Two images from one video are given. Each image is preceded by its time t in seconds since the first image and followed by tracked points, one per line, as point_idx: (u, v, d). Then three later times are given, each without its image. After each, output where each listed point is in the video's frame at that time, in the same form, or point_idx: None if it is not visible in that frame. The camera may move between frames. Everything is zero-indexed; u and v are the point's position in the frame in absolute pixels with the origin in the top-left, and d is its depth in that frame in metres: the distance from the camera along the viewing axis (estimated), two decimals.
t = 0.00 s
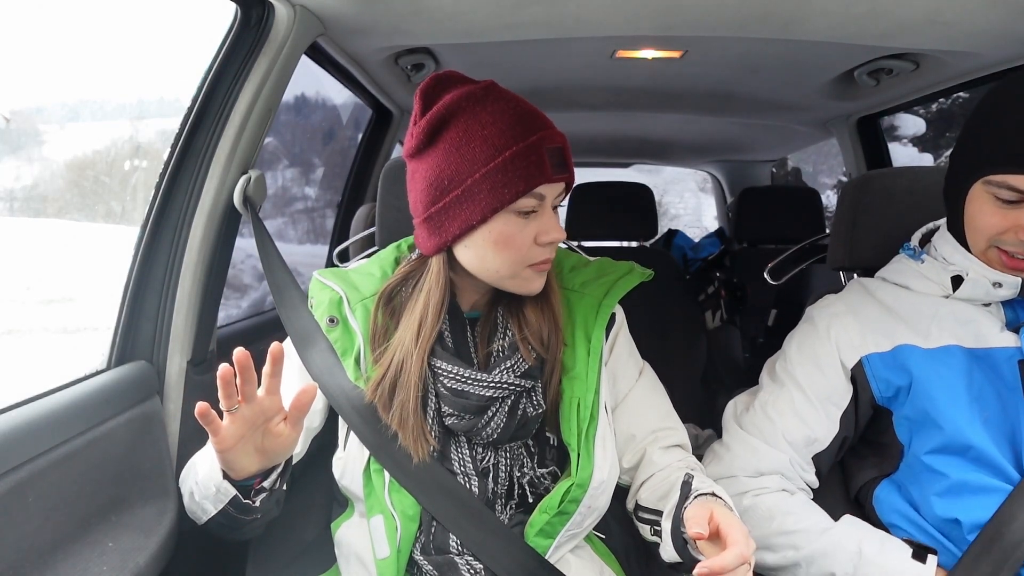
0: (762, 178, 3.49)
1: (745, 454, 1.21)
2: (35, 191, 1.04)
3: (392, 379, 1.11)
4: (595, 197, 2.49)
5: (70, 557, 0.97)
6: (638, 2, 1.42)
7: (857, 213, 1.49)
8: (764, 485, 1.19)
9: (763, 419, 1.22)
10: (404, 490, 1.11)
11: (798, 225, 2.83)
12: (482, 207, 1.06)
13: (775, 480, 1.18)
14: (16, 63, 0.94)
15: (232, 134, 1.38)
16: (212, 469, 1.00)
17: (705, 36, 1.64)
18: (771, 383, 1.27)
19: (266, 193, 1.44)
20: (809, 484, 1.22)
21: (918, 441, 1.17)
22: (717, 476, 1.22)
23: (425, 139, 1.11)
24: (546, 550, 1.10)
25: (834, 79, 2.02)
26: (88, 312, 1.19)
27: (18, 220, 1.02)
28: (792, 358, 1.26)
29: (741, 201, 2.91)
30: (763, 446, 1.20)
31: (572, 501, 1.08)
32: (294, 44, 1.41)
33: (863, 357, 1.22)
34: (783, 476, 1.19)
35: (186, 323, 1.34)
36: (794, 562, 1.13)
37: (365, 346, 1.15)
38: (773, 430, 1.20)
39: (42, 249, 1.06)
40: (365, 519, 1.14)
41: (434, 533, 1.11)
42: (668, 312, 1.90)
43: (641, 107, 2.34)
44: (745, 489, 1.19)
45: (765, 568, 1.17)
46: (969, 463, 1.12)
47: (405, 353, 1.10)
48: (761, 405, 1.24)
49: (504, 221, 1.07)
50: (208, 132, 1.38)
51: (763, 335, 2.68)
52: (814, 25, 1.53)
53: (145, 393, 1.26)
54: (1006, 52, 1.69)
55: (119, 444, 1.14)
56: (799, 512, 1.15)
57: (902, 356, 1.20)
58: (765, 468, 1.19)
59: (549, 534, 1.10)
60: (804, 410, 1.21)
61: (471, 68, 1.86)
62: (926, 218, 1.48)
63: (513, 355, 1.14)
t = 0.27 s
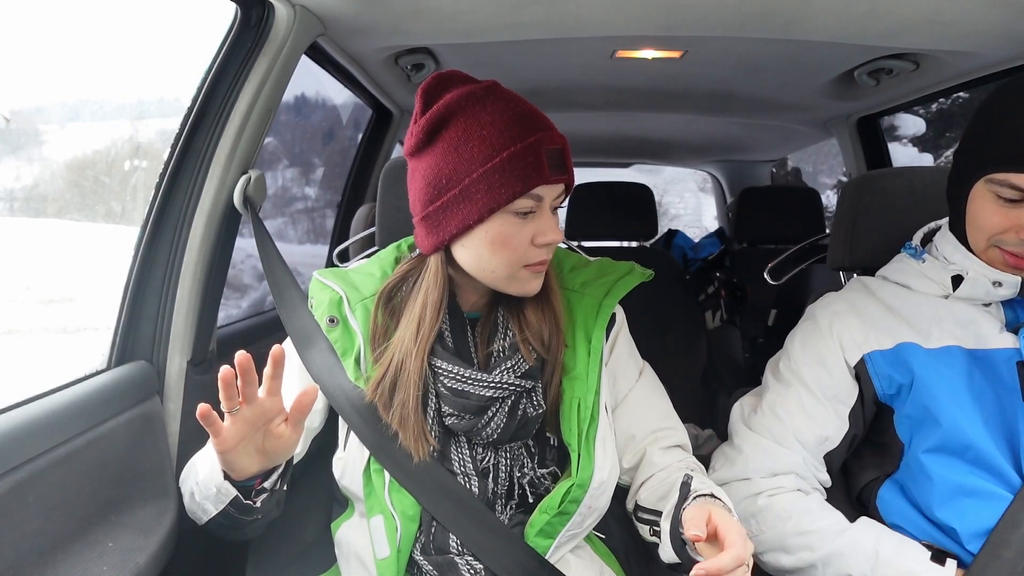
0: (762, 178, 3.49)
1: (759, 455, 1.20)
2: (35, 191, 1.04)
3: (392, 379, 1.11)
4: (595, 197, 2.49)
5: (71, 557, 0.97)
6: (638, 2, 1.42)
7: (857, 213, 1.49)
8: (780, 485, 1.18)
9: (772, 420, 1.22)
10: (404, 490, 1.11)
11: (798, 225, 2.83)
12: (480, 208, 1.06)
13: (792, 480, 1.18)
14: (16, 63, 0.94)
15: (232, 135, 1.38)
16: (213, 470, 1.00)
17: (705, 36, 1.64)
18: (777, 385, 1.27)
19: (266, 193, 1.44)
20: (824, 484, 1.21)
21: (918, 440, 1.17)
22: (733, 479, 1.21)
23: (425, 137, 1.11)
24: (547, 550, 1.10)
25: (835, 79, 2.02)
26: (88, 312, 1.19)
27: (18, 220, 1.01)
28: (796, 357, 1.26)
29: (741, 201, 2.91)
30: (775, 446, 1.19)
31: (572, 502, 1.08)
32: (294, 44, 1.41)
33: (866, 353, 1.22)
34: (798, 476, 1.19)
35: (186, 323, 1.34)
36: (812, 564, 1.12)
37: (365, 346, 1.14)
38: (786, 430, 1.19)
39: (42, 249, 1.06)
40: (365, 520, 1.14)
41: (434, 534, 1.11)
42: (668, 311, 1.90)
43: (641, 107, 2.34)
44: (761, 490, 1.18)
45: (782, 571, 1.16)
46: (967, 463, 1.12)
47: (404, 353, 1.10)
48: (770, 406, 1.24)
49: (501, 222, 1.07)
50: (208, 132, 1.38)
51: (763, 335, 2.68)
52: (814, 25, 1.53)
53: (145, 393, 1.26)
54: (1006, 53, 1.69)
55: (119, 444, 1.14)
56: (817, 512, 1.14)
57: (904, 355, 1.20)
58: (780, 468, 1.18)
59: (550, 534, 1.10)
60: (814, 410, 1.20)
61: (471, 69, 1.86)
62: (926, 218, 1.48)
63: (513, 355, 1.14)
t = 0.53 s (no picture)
0: (762, 178, 3.49)
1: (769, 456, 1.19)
2: (35, 191, 1.04)
3: (392, 379, 1.11)
4: (595, 197, 2.49)
5: (70, 557, 0.97)
6: (638, 2, 1.42)
7: (857, 213, 1.49)
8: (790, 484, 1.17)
9: (779, 419, 1.21)
10: (404, 490, 1.11)
11: (798, 225, 2.83)
12: (480, 208, 1.06)
13: (801, 479, 1.17)
14: (16, 63, 0.94)
15: (232, 135, 1.38)
16: (212, 471, 1.00)
17: (705, 36, 1.64)
18: (781, 384, 1.27)
19: (266, 193, 1.44)
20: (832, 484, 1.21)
21: (921, 440, 1.16)
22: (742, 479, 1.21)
23: (425, 137, 1.11)
24: (547, 550, 1.10)
25: (835, 79, 2.02)
26: (88, 312, 1.19)
27: (18, 220, 1.01)
28: (800, 357, 1.26)
29: (741, 201, 2.90)
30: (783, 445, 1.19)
31: (572, 502, 1.08)
32: (294, 44, 1.41)
33: (870, 353, 1.22)
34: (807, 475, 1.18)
35: (186, 323, 1.34)
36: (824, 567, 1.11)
37: (365, 346, 1.14)
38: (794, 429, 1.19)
39: (42, 249, 1.06)
40: (365, 520, 1.14)
41: (434, 534, 1.11)
42: (668, 311, 1.90)
43: (641, 107, 2.34)
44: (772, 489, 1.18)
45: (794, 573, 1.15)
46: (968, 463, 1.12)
47: (404, 353, 1.10)
48: (774, 404, 1.23)
49: (500, 223, 1.07)
50: (208, 132, 1.38)
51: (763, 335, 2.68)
52: (814, 25, 1.53)
53: (145, 393, 1.26)
54: (1006, 53, 1.69)
55: (119, 443, 1.14)
56: (828, 513, 1.13)
57: (908, 354, 1.20)
58: (789, 467, 1.17)
59: (550, 534, 1.10)
60: (820, 409, 1.20)
61: (471, 69, 1.86)
62: (926, 218, 1.48)
63: (513, 355, 1.14)
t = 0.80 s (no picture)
0: (762, 178, 3.49)
1: (739, 451, 1.22)
2: (35, 191, 1.04)
3: (392, 379, 1.11)
4: (595, 197, 2.49)
5: (70, 557, 0.97)
6: (638, 3, 1.42)
7: (858, 213, 1.49)
8: (760, 480, 1.20)
9: (761, 417, 1.22)
10: (403, 490, 1.11)
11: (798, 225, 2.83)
12: (479, 209, 1.06)
13: (770, 475, 1.20)
14: (16, 63, 0.94)
15: (232, 135, 1.38)
16: (212, 472, 1.00)
17: (705, 36, 1.64)
18: (769, 380, 1.27)
19: (266, 193, 1.44)
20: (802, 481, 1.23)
21: (920, 441, 1.16)
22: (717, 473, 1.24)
23: (424, 138, 1.11)
24: (546, 550, 1.10)
25: (835, 79, 2.02)
26: (88, 312, 1.19)
27: (18, 220, 1.01)
28: (794, 354, 1.26)
29: (741, 201, 2.90)
30: (757, 442, 1.21)
31: (572, 501, 1.08)
32: (294, 44, 1.41)
33: (867, 356, 1.22)
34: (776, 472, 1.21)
35: (186, 323, 1.34)
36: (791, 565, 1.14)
37: (365, 346, 1.15)
38: (769, 427, 1.20)
39: (42, 249, 1.06)
40: (365, 520, 1.14)
41: (434, 533, 1.11)
42: (668, 311, 1.90)
43: (641, 107, 2.34)
44: (743, 487, 1.21)
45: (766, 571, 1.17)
46: (969, 462, 1.11)
47: (404, 353, 1.10)
48: (758, 403, 1.25)
49: (500, 225, 1.07)
50: (208, 132, 1.38)
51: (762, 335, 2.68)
52: (814, 25, 1.53)
53: (145, 393, 1.26)
54: (1006, 53, 1.69)
55: (119, 444, 1.14)
56: (794, 512, 1.16)
57: (904, 356, 1.20)
58: (758, 462, 1.20)
59: (550, 534, 1.10)
60: (804, 410, 1.21)
61: (471, 68, 1.86)
62: (926, 218, 1.48)
63: (513, 355, 1.14)
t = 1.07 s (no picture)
0: (762, 178, 3.49)
1: (729, 420, 1.25)
2: (35, 191, 1.04)
3: (392, 379, 1.11)
4: (595, 198, 2.49)
5: (71, 557, 0.97)
6: (639, 2, 1.42)
7: (858, 213, 1.49)
8: (746, 450, 1.23)
9: (754, 389, 1.25)
10: (403, 490, 1.11)
11: (798, 225, 2.83)
12: (478, 210, 1.06)
13: (756, 446, 1.22)
14: (16, 63, 0.94)
15: (232, 135, 1.38)
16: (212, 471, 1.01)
17: (705, 36, 1.64)
18: (772, 356, 1.29)
19: (266, 193, 1.44)
20: (788, 455, 1.25)
21: (926, 439, 1.15)
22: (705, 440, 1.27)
23: (423, 139, 1.11)
24: (547, 550, 1.10)
25: (834, 79, 2.02)
26: (88, 312, 1.19)
27: (18, 220, 1.02)
28: (801, 336, 1.27)
29: (741, 201, 2.90)
30: (746, 413, 1.24)
31: (572, 501, 1.08)
32: (294, 44, 1.41)
33: (879, 349, 1.21)
34: (763, 443, 1.23)
35: (186, 323, 1.34)
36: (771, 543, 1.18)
37: (364, 346, 1.15)
38: (758, 399, 1.23)
39: (43, 249, 1.06)
40: (365, 520, 1.14)
41: (434, 533, 1.11)
42: (668, 311, 1.90)
43: (641, 107, 2.34)
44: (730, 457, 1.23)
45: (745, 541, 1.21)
46: (972, 461, 1.11)
47: (404, 353, 1.10)
48: (755, 375, 1.27)
49: (499, 225, 1.07)
50: (208, 132, 1.38)
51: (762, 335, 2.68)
52: (814, 25, 1.53)
53: (145, 393, 1.26)
54: (1006, 52, 1.69)
55: (118, 444, 1.14)
56: (783, 492, 1.18)
57: (919, 351, 1.18)
58: (744, 433, 1.23)
59: (550, 534, 1.10)
60: (799, 390, 1.21)
61: (471, 69, 1.86)
62: (926, 217, 1.48)
63: (513, 355, 1.14)
